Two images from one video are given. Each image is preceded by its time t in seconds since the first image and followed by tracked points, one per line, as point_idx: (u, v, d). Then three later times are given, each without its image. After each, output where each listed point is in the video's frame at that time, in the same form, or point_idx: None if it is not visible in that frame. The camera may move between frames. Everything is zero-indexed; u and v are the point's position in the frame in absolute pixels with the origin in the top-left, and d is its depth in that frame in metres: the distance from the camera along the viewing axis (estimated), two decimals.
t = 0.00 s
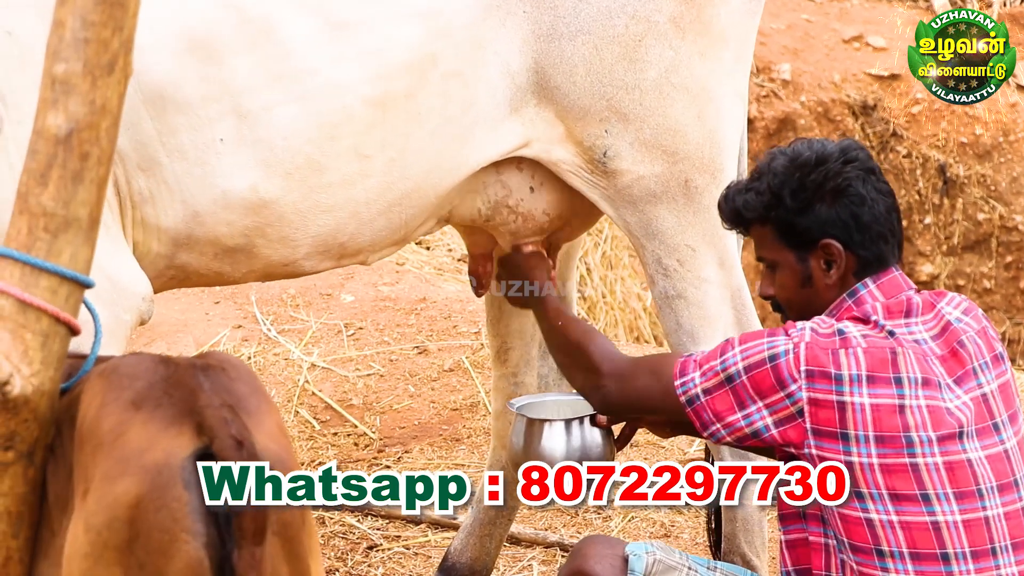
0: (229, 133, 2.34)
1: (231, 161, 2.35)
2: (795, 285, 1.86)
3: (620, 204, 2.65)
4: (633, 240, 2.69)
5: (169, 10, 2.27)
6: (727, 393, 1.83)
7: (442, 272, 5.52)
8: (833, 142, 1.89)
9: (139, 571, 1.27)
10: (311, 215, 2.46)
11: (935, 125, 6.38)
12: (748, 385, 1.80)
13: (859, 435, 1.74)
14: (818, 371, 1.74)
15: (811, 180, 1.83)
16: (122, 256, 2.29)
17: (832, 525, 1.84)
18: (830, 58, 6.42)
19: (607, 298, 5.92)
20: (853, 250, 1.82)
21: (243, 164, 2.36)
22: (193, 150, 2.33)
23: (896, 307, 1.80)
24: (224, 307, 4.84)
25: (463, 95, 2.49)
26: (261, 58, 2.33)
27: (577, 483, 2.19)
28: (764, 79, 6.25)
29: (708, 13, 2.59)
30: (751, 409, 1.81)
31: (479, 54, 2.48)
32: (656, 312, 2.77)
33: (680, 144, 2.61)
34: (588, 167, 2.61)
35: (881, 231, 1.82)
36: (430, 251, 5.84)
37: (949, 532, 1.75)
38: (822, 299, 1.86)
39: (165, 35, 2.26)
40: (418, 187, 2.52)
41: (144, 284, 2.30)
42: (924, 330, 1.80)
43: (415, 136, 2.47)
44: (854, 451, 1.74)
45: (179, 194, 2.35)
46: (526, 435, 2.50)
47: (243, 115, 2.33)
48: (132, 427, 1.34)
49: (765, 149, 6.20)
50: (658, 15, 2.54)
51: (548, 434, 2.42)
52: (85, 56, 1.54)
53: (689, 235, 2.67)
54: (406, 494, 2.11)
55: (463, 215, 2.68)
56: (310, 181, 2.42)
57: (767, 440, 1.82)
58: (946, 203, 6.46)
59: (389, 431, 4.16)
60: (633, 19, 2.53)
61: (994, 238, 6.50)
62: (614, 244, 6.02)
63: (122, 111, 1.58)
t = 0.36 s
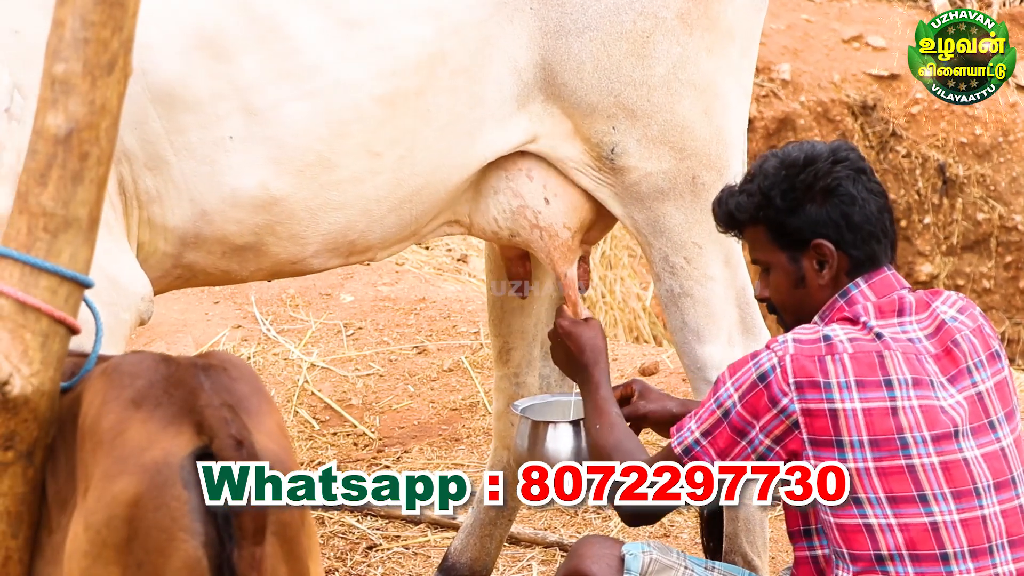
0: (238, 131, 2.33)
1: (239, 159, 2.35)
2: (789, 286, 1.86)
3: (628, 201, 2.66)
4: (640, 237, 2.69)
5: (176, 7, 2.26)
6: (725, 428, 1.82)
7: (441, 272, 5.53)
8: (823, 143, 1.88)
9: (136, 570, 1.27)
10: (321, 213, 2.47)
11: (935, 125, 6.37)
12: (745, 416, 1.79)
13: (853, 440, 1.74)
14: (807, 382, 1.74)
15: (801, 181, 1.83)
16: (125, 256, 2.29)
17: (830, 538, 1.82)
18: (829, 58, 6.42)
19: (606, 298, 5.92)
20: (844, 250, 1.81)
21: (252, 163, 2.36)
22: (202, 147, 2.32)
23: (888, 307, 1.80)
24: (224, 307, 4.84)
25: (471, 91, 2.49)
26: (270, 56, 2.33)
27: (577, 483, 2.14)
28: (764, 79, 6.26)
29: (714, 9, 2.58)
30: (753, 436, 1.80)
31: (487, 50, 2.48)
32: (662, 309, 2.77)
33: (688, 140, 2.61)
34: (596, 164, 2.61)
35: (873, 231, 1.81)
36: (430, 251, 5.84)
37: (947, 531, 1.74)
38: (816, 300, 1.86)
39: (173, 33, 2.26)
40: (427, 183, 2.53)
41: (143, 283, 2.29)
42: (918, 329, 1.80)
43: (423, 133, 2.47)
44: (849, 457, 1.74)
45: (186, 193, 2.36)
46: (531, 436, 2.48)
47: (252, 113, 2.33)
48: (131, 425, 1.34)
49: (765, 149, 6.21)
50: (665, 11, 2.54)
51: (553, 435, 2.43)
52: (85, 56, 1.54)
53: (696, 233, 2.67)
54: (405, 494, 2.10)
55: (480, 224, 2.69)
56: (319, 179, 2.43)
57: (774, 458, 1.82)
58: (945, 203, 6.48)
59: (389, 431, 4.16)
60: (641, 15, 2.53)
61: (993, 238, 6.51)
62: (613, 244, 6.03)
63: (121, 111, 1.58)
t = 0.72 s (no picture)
0: (244, 131, 2.34)
1: (244, 158, 2.35)
2: (782, 280, 1.89)
3: (631, 199, 2.65)
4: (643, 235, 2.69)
5: (182, 9, 2.27)
6: (722, 396, 1.81)
7: (440, 272, 5.53)
8: (824, 139, 1.89)
9: (141, 568, 1.29)
10: (324, 212, 2.47)
11: (934, 124, 6.37)
12: (744, 387, 1.79)
13: (852, 432, 1.73)
14: (812, 368, 1.74)
15: (794, 176, 1.85)
16: (128, 255, 2.29)
17: (825, 526, 1.83)
18: (828, 58, 6.42)
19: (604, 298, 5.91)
20: (834, 246, 1.82)
21: (257, 162, 2.36)
22: (208, 147, 2.32)
23: (889, 305, 1.81)
24: (223, 307, 4.84)
25: (476, 90, 2.49)
26: (275, 56, 2.33)
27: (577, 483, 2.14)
28: (764, 79, 6.27)
29: (719, 8, 2.59)
30: (748, 412, 1.79)
31: (492, 49, 2.49)
32: (663, 308, 2.77)
33: (692, 139, 2.61)
34: (600, 163, 2.61)
35: (864, 229, 1.81)
36: (428, 250, 5.84)
37: (943, 528, 1.74)
38: (807, 296, 1.88)
39: (180, 33, 2.26)
40: (429, 183, 2.53)
41: (145, 283, 2.29)
42: (918, 328, 1.80)
43: (428, 133, 2.47)
44: (847, 448, 1.74)
45: (194, 194, 2.35)
46: (532, 441, 2.47)
47: (257, 113, 2.33)
48: (135, 424, 1.34)
49: (764, 148, 6.21)
50: (670, 10, 2.54)
51: (553, 440, 2.42)
52: (83, 56, 1.54)
53: (700, 232, 2.68)
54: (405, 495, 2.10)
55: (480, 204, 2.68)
56: (324, 178, 2.43)
57: (764, 443, 1.81)
58: (944, 202, 6.49)
59: (388, 430, 4.16)
60: (647, 14, 2.54)
61: (992, 238, 6.52)
62: (611, 244, 6.03)
63: (120, 111, 1.58)
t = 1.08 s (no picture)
0: (245, 132, 2.34)
1: (247, 158, 2.35)
2: (783, 275, 1.90)
3: (632, 200, 2.66)
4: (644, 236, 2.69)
5: (186, 8, 2.27)
6: (719, 391, 1.81)
7: (440, 272, 5.54)
8: (831, 136, 1.90)
9: (144, 565, 1.28)
10: (325, 212, 2.47)
11: (932, 124, 6.36)
12: (741, 382, 1.79)
13: (848, 428, 1.73)
14: (807, 364, 1.74)
15: (797, 171, 1.86)
16: (137, 257, 2.30)
17: (824, 520, 1.82)
18: (827, 58, 6.43)
19: (604, 298, 5.91)
20: (832, 244, 1.82)
21: (259, 162, 2.36)
22: (209, 147, 2.33)
23: (887, 306, 1.81)
24: (222, 306, 4.84)
25: (477, 90, 2.49)
26: (277, 56, 2.33)
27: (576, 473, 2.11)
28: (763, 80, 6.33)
29: (722, 7, 2.59)
30: (745, 406, 1.80)
31: (494, 49, 2.49)
32: (664, 308, 2.77)
33: (694, 139, 2.61)
34: (601, 163, 2.61)
35: (863, 229, 1.81)
36: (428, 250, 5.84)
37: (940, 525, 1.74)
38: (806, 292, 1.89)
39: (183, 33, 2.26)
40: (429, 182, 2.53)
41: (152, 285, 2.29)
42: (917, 328, 1.80)
43: (429, 134, 2.47)
44: (844, 445, 1.74)
45: (195, 193, 2.35)
46: (531, 438, 2.46)
47: (259, 114, 2.34)
48: (136, 423, 1.34)
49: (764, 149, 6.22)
50: (672, 10, 2.54)
51: (553, 438, 2.40)
52: (83, 56, 1.54)
53: (700, 232, 2.68)
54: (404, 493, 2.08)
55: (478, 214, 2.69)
56: (325, 178, 2.43)
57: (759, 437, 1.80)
58: (943, 202, 6.50)
59: (387, 430, 4.16)
60: (649, 13, 2.53)
61: (991, 238, 6.53)
62: (611, 244, 6.03)
63: (120, 111, 1.58)
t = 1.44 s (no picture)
0: (244, 133, 2.34)
1: (246, 158, 2.35)
2: (778, 277, 1.91)
3: (629, 199, 2.66)
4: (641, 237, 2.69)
5: (184, 7, 2.27)
6: (716, 424, 1.81)
7: (439, 272, 5.54)
8: (826, 138, 1.89)
9: (148, 565, 1.28)
10: (324, 212, 2.47)
11: (932, 125, 6.37)
12: (734, 413, 1.78)
13: (842, 438, 1.73)
14: (796, 378, 1.73)
15: (790, 172, 1.86)
16: (133, 258, 2.30)
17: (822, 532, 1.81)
18: (827, 58, 6.42)
19: (604, 298, 5.91)
20: (825, 245, 1.83)
21: (257, 162, 2.36)
22: (208, 147, 2.32)
23: (880, 308, 1.80)
24: (221, 307, 4.84)
25: (475, 90, 2.49)
26: (276, 56, 2.33)
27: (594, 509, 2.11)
28: (762, 80, 6.27)
29: (718, 7, 2.59)
30: (744, 435, 1.79)
31: (493, 48, 2.49)
32: (662, 309, 2.77)
33: (691, 139, 2.61)
34: (599, 164, 2.61)
35: (856, 230, 1.81)
36: (427, 250, 5.84)
37: (938, 528, 1.74)
38: (800, 294, 1.90)
39: (183, 33, 2.26)
40: (429, 183, 2.53)
41: (147, 286, 2.29)
42: (911, 329, 1.80)
43: (429, 134, 2.47)
44: (838, 454, 1.74)
45: (192, 193, 2.35)
46: (531, 436, 2.44)
47: (258, 114, 2.34)
48: (140, 422, 1.34)
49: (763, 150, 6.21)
50: (669, 10, 2.54)
51: (552, 435, 2.41)
52: (82, 56, 1.53)
53: (698, 233, 2.68)
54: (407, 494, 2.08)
55: (476, 223, 2.69)
56: (323, 178, 2.43)
57: (766, 458, 1.80)
58: (943, 202, 6.49)
59: (387, 431, 4.17)
60: (646, 14, 2.53)
61: (990, 238, 6.53)
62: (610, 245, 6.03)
63: (120, 111, 1.58)
